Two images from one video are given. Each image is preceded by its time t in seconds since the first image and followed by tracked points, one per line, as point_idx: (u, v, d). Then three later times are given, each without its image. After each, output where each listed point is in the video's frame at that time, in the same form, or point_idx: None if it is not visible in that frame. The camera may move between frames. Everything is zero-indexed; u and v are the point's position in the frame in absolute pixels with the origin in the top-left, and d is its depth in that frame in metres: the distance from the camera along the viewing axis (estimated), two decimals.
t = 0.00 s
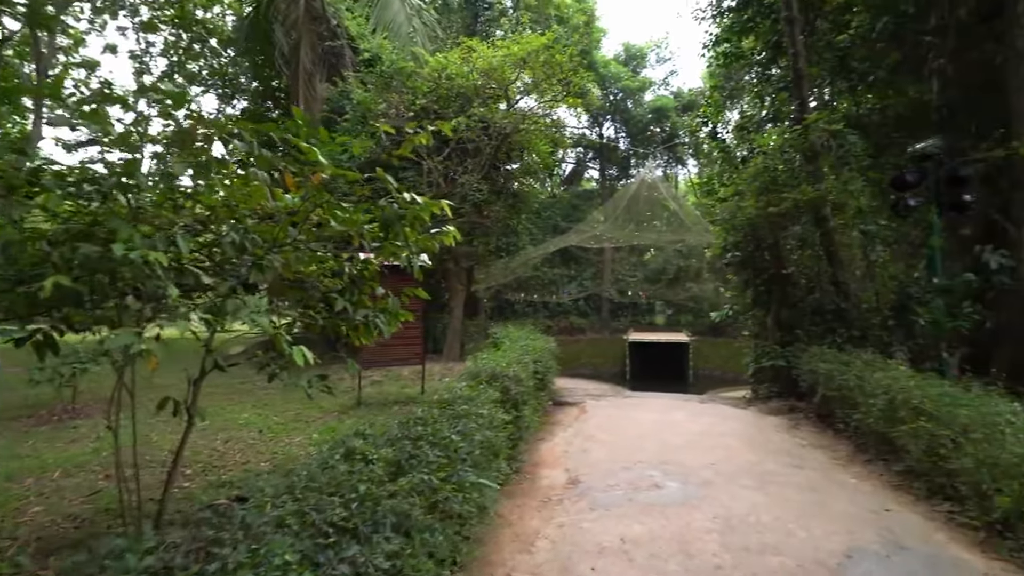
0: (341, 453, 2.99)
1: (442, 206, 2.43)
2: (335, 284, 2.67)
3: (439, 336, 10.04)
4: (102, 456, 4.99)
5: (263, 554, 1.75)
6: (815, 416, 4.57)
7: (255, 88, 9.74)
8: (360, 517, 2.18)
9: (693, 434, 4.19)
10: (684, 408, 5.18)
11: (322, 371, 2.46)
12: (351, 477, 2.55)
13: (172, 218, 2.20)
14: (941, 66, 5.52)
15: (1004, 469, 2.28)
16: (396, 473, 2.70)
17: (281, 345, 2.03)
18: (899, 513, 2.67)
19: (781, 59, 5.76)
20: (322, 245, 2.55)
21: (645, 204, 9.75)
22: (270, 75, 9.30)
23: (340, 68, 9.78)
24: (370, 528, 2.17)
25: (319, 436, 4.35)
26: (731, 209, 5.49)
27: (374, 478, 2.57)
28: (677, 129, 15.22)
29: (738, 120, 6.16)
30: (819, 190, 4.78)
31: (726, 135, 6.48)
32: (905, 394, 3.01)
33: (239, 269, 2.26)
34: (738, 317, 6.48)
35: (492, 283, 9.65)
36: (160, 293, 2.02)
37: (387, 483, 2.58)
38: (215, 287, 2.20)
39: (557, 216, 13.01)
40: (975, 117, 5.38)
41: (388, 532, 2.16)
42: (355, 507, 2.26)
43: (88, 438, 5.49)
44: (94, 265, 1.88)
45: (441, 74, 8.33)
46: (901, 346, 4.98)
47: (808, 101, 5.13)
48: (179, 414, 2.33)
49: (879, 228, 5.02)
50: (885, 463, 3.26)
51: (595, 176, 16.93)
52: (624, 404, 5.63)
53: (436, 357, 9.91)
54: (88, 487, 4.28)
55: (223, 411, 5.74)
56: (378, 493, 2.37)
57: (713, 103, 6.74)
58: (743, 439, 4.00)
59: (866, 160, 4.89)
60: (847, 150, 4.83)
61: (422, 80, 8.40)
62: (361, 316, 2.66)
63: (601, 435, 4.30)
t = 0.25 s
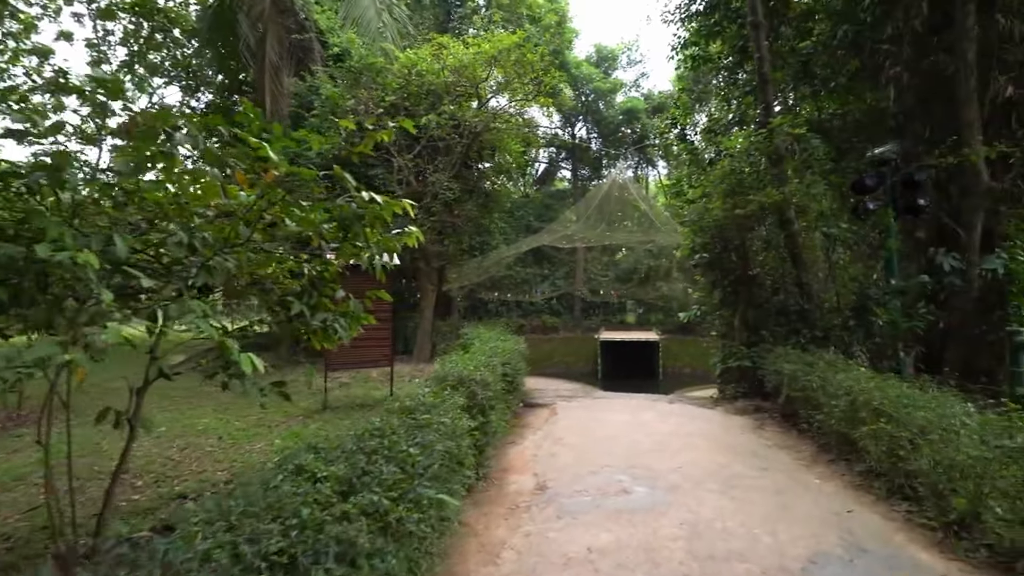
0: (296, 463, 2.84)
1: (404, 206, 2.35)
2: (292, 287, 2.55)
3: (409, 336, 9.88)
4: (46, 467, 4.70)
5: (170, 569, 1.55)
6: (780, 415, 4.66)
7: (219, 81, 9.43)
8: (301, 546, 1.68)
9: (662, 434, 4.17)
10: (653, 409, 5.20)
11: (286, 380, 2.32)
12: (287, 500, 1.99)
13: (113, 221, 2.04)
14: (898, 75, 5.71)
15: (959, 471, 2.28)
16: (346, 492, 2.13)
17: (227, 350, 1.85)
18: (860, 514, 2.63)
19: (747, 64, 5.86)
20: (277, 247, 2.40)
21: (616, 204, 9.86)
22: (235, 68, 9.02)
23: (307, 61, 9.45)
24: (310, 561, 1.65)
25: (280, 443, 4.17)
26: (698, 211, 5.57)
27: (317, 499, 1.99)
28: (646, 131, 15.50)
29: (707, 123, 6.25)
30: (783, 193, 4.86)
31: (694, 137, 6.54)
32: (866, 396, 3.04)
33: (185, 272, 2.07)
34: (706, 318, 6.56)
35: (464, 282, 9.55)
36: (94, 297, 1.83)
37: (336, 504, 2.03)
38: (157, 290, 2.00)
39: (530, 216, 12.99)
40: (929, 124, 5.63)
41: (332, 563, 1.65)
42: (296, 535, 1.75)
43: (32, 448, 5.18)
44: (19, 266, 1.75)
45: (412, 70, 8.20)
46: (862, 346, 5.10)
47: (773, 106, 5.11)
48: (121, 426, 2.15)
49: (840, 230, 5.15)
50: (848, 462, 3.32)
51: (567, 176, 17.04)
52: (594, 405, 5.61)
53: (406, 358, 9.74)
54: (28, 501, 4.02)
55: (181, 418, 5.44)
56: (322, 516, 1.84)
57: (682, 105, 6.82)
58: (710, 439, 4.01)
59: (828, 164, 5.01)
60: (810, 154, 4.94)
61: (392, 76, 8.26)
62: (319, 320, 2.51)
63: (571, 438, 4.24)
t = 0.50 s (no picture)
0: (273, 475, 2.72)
1: (383, 209, 2.25)
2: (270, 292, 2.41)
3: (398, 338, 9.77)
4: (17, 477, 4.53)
5: None
6: (770, 418, 4.64)
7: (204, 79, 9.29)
8: None
9: (652, 439, 4.12)
10: (643, 412, 5.15)
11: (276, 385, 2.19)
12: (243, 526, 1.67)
13: (83, 223, 1.96)
14: (886, 76, 5.71)
15: (952, 480, 2.25)
16: (315, 517, 1.82)
17: (193, 361, 1.73)
18: (853, 522, 2.59)
19: (737, 64, 5.84)
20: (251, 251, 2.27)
21: (607, 204, 9.87)
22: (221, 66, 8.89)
23: (295, 60, 9.46)
24: None
25: (261, 450, 4.06)
26: (688, 212, 5.55)
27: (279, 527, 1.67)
28: (637, 130, 15.52)
29: (697, 124, 6.21)
30: (772, 194, 4.83)
31: (684, 137, 6.50)
32: (858, 402, 3.00)
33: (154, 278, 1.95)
34: (696, 320, 6.51)
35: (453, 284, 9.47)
36: (46, 305, 1.70)
37: (303, 531, 1.71)
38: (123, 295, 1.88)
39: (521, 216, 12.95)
40: (917, 126, 5.74)
41: None
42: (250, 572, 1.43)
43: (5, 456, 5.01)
44: None
45: (400, 69, 8.11)
46: (851, 348, 5.08)
47: (763, 106, 5.05)
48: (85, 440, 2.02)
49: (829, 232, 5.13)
50: (839, 468, 3.29)
51: (558, 176, 17.01)
52: (583, 409, 5.53)
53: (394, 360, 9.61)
54: None
55: (162, 424, 5.20)
56: (282, 546, 1.54)
57: (672, 105, 6.77)
58: (701, 444, 3.97)
59: (818, 165, 5.00)
60: (800, 156, 4.91)
61: (380, 75, 8.16)
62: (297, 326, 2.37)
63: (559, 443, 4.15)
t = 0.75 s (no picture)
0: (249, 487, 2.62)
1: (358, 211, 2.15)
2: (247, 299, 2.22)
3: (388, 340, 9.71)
4: None
5: None
6: (762, 423, 4.59)
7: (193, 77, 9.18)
8: None
9: (643, 446, 4.04)
10: (635, 417, 5.08)
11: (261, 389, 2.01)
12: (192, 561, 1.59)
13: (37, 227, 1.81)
14: (878, 78, 5.68)
15: (947, 492, 2.19)
16: (273, 548, 1.73)
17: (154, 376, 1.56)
18: (846, 533, 2.53)
19: (728, 64, 5.80)
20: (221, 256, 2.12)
21: (600, 205, 9.96)
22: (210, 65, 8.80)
23: (284, 58, 9.39)
24: None
25: (243, 457, 3.95)
26: (679, 213, 5.51)
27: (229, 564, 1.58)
28: (630, 131, 15.53)
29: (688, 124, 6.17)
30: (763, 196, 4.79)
31: (675, 138, 6.44)
32: (850, 409, 2.94)
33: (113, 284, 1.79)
34: (688, 322, 6.47)
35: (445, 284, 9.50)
36: None
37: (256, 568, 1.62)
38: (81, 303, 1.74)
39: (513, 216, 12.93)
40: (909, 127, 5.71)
41: None
42: None
43: None
44: None
45: (390, 68, 7.99)
46: (843, 352, 5.03)
47: (755, 107, 5.00)
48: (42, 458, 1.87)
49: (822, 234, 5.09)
50: (832, 476, 3.23)
51: (551, 177, 17.00)
52: (574, 413, 5.45)
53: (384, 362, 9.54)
54: None
55: (143, 430, 5.07)
56: None
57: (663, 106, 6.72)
58: (692, 450, 3.90)
59: (809, 167, 4.95)
60: (791, 157, 4.87)
61: (370, 74, 8.07)
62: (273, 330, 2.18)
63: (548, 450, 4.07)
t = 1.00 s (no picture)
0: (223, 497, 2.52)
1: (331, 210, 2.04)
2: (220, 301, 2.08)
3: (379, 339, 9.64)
4: None
5: None
6: (753, 425, 4.53)
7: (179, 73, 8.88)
8: None
9: (634, 450, 3.96)
10: (626, 419, 5.01)
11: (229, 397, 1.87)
12: None
13: None
14: (871, 75, 5.63)
15: (943, 501, 2.12)
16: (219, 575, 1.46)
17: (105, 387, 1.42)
18: (840, 543, 2.47)
19: (721, 61, 5.73)
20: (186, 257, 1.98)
21: (593, 202, 10.00)
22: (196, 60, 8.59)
23: (272, 53, 9.23)
24: None
25: (221, 463, 3.83)
26: (672, 212, 5.43)
27: None
28: (622, 129, 15.48)
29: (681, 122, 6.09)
30: (756, 194, 4.71)
31: (668, 135, 6.34)
32: (844, 414, 2.87)
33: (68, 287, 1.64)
34: (679, 321, 6.42)
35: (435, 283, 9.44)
36: None
37: None
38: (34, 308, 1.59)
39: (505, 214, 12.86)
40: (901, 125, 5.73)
41: None
42: None
43: None
44: None
45: (379, 64, 7.86)
46: (836, 353, 4.98)
47: (748, 105, 4.94)
48: None
49: (815, 234, 5.03)
50: (825, 481, 3.17)
51: (544, 174, 16.96)
52: (564, 414, 5.37)
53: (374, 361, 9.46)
54: None
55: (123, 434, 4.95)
56: None
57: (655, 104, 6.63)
58: (684, 455, 3.83)
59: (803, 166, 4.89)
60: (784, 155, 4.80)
61: (359, 70, 7.95)
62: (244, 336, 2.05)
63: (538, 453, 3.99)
